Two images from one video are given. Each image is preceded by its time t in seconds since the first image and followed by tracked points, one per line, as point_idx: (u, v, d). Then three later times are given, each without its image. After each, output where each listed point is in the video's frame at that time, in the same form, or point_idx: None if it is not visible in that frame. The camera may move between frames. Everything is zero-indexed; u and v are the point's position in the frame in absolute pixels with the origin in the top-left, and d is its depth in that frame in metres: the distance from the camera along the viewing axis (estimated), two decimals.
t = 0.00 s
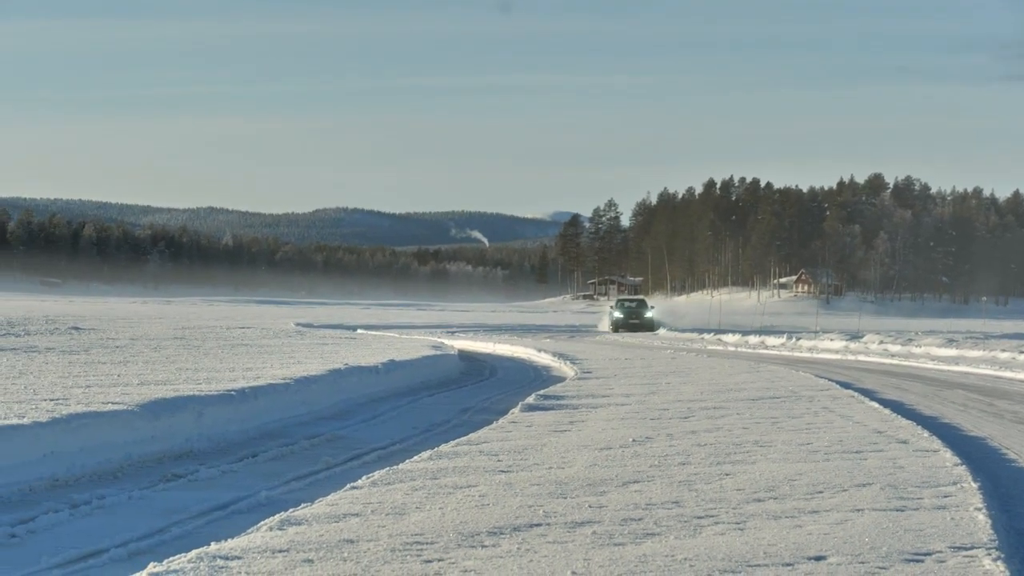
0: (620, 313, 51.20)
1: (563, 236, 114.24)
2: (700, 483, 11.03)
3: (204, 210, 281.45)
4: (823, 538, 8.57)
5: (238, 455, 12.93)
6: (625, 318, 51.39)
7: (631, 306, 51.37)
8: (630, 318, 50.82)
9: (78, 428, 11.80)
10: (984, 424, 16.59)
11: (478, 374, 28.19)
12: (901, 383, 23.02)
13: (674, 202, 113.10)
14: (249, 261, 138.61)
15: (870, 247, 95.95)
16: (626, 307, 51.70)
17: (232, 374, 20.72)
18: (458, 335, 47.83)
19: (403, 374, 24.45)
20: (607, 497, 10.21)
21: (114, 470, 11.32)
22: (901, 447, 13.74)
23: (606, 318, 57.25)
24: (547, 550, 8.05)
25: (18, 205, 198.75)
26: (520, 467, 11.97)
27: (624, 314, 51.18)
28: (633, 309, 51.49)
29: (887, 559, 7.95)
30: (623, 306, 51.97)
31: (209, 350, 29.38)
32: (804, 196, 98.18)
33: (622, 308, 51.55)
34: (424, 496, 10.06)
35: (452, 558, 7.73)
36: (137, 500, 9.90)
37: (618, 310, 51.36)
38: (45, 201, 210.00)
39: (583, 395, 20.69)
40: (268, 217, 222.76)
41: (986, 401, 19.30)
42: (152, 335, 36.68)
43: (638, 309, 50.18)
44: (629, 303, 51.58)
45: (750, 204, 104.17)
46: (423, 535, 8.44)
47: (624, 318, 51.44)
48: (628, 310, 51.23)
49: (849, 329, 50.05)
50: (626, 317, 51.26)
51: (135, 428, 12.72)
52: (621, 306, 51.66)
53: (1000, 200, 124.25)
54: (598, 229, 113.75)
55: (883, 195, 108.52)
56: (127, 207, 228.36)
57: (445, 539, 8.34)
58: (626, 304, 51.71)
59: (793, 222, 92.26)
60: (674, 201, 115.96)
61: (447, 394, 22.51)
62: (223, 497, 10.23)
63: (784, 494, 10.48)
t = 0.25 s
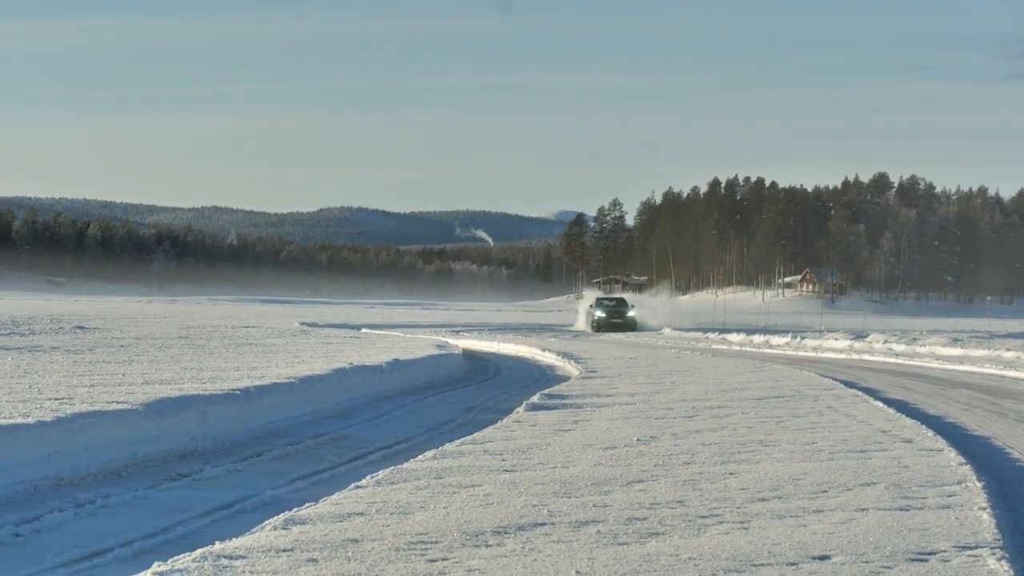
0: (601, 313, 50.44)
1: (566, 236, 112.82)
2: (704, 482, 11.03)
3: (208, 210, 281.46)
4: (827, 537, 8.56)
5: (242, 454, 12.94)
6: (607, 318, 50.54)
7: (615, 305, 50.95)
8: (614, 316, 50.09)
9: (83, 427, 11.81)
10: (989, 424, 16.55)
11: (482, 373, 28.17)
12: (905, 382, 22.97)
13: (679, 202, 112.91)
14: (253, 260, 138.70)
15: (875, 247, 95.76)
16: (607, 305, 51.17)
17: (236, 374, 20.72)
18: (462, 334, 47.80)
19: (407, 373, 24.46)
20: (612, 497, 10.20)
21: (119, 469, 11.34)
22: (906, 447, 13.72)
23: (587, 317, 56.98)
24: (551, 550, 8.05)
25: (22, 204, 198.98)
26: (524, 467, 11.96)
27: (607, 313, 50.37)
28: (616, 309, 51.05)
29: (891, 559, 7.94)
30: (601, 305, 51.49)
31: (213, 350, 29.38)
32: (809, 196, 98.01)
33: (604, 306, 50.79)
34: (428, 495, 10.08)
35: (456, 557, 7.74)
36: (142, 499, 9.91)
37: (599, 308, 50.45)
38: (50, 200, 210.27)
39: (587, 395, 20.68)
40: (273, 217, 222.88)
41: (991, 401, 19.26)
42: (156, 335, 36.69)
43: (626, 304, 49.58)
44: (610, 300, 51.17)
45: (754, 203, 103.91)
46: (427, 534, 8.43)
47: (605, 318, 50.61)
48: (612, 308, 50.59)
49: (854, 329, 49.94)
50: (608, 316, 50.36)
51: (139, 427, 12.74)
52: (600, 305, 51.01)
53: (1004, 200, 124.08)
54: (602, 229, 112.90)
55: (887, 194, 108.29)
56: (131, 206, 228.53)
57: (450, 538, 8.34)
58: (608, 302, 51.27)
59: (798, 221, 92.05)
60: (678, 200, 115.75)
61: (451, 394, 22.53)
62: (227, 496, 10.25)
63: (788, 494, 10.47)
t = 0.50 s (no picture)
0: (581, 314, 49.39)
1: (565, 237, 113.72)
2: (702, 484, 11.05)
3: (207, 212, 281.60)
4: (825, 540, 8.56)
5: (241, 456, 12.94)
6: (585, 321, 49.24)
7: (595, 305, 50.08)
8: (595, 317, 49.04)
9: (81, 430, 11.81)
10: (987, 425, 16.58)
11: (480, 375, 28.15)
12: (903, 384, 22.96)
13: (677, 203, 113.02)
14: (252, 261, 138.78)
15: (873, 248, 95.77)
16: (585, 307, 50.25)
17: (235, 375, 20.72)
18: (461, 336, 47.76)
19: (407, 375, 24.51)
20: (610, 498, 10.20)
21: (117, 471, 11.33)
22: (904, 449, 13.73)
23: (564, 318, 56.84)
24: (548, 552, 8.05)
25: (21, 204, 199.18)
26: (523, 468, 11.97)
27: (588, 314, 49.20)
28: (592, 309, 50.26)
29: (889, 560, 7.94)
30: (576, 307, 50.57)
31: (211, 351, 29.40)
32: (807, 197, 98.16)
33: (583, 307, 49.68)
34: (427, 497, 10.07)
35: (455, 559, 7.74)
36: (140, 502, 9.91)
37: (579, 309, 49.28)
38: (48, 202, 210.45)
39: (586, 397, 20.68)
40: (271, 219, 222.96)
41: (989, 402, 19.26)
42: (156, 336, 36.78)
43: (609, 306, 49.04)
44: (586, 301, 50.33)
45: (753, 204, 104.02)
46: (426, 536, 8.44)
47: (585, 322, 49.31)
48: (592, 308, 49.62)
49: (853, 330, 49.90)
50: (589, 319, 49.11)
51: (137, 429, 12.74)
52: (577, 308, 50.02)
53: (1002, 201, 124.16)
54: (600, 230, 113.05)
55: (886, 195, 108.38)
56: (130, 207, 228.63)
57: (448, 540, 8.35)
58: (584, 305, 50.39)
59: (796, 222, 92.15)
60: (677, 202, 115.84)
61: (450, 395, 22.54)
62: (226, 498, 10.26)
63: (787, 496, 10.46)
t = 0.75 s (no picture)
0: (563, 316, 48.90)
1: (564, 239, 113.02)
2: (701, 485, 11.04)
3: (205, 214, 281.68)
4: (824, 541, 8.56)
5: (239, 457, 12.93)
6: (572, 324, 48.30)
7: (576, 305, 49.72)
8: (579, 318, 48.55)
9: (80, 431, 11.79)
10: (985, 426, 16.59)
11: (478, 377, 28.15)
12: (901, 385, 22.95)
13: (676, 205, 112.96)
14: (250, 263, 138.78)
15: (871, 250, 95.60)
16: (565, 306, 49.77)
17: (233, 377, 20.71)
18: (459, 338, 47.77)
19: (406, 376, 24.51)
20: (609, 500, 10.19)
21: (116, 472, 11.33)
22: (902, 450, 13.74)
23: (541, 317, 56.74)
24: (547, 553, 8.04)
25: (19, 206, 199.17)
26: (521, 470, 11.97)
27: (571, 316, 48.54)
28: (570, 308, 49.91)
29: (887, 562, 7.95)
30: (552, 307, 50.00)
31: (209, 353, 29.38)
32: (805, 198, 98.09)
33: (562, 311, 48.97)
34: (425, 498, 10.07)
35: (453, 560, 7.74)
36: (139, 503, 9.90)
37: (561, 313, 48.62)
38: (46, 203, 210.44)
39: (584, 398, 20.68)
40: (269, 220, 222.89)
41: (987, 404, 19.25)
42: (154, 338, 36.81)
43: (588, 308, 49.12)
44: (565, 300, 50.03)
45: (751, 205, 103.95)
46: (424, 537, 8.44)
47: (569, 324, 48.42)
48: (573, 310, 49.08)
49: (851, 332, 49.87)
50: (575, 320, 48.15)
51: (135, 431, 12.73)
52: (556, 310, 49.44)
53: (1001, 202, 124.15)
54: (598, 231, 113.06)
55: (884, 197, 108.37)
56: (128, 208, 228.58)
57: (445, 541, 8.34)
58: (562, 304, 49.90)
59: (795, 224, 92.13)
60: (675, 203, 115.78)
61: (448, 397, 22.53)
62: (224, 500, 10.25)
63: (785, 497, 10.46)
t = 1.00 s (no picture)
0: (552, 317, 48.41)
1: (565, 240, 110.29)
2: (702, 487, 11.04)
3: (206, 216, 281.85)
4: (826, 542, 8.56)
5: (241, 459, 12.93)
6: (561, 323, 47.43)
7: (563, 309, 49.71)
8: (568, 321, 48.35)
9: (81, 433, 11.80)
10: (986, 428, 16.60)
11: (480, 378, 28.16)
12: (903, 387, 22.97)
13: (677, 206, 113.06)
14: (251, 265, 138.90)
15: (872, 251, 95.59)
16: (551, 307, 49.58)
17: (235, 379, 20.76)
18: (460, 339, 47.81)
19: (407, 378, 24.52)
20: (610, 501, 10.19)
21: (117, 474, 11.34)
22: (904, 451, 13.74)
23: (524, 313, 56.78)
24: (548, 555, 8.05)
25: (20, 208, 199.43)
26: (522, 472, 11.97)
27: (561, 317, 48.17)
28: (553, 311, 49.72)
29: (889, 564, 7.94)
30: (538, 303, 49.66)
31: (211, 355, 29.40)
32: (807, 200, 98.22)
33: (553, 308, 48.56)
34: (427, 500, 10.08)
35: (455, 562, 7.74)
36: (140, 505, 9.90)
37: (551, 313, 48.23)
38: (47, 205, 210.54)
39: (584, 399, 20.69)
40: (270, 222, 223.01)
41: (987, 406, 19.25)
42: (156, 340, 36.85)
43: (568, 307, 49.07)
44: (552, 301, 49.92)
45: (752, 206, 103.89)
46: (425, 539, 8.45)
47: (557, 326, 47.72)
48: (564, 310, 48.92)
49: (853, 333, 49.85)
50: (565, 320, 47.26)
51: (137, 432, 12.73)
52: (542, 311, 49.08)
53: (1002, 204, 124.14)
54: (599, 233, 113.23)
55: (886, 199, 108.39)
56: (129, 210, 228.71)
57: (446, 543, 8.34)
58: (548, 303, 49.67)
59: (796, 226, 92.33)
60: (676, 204, 115.86)
61: (449, 398, 22.55)
62: (226, 501, 10.27)
63: (787, 499, 10.45)
